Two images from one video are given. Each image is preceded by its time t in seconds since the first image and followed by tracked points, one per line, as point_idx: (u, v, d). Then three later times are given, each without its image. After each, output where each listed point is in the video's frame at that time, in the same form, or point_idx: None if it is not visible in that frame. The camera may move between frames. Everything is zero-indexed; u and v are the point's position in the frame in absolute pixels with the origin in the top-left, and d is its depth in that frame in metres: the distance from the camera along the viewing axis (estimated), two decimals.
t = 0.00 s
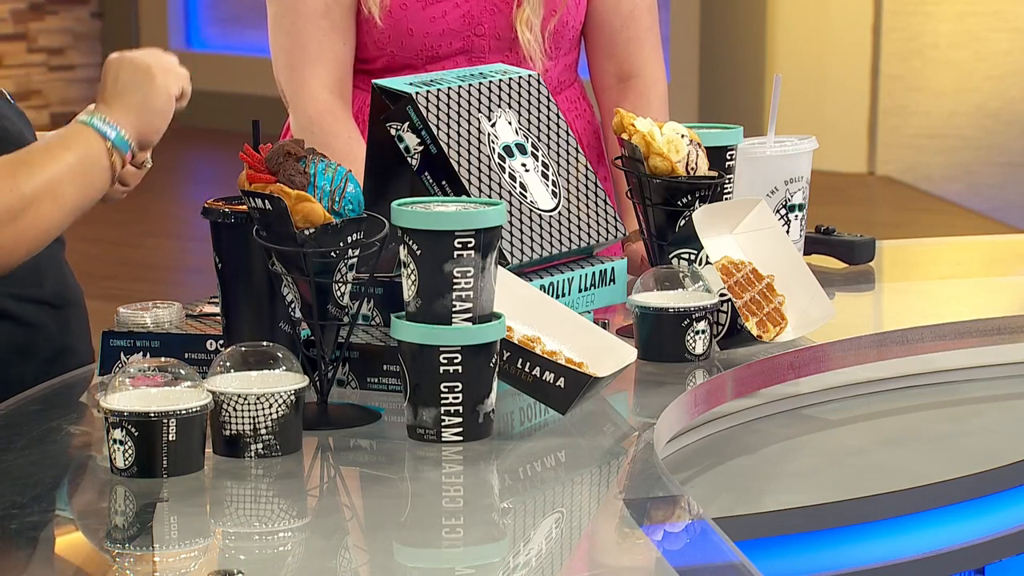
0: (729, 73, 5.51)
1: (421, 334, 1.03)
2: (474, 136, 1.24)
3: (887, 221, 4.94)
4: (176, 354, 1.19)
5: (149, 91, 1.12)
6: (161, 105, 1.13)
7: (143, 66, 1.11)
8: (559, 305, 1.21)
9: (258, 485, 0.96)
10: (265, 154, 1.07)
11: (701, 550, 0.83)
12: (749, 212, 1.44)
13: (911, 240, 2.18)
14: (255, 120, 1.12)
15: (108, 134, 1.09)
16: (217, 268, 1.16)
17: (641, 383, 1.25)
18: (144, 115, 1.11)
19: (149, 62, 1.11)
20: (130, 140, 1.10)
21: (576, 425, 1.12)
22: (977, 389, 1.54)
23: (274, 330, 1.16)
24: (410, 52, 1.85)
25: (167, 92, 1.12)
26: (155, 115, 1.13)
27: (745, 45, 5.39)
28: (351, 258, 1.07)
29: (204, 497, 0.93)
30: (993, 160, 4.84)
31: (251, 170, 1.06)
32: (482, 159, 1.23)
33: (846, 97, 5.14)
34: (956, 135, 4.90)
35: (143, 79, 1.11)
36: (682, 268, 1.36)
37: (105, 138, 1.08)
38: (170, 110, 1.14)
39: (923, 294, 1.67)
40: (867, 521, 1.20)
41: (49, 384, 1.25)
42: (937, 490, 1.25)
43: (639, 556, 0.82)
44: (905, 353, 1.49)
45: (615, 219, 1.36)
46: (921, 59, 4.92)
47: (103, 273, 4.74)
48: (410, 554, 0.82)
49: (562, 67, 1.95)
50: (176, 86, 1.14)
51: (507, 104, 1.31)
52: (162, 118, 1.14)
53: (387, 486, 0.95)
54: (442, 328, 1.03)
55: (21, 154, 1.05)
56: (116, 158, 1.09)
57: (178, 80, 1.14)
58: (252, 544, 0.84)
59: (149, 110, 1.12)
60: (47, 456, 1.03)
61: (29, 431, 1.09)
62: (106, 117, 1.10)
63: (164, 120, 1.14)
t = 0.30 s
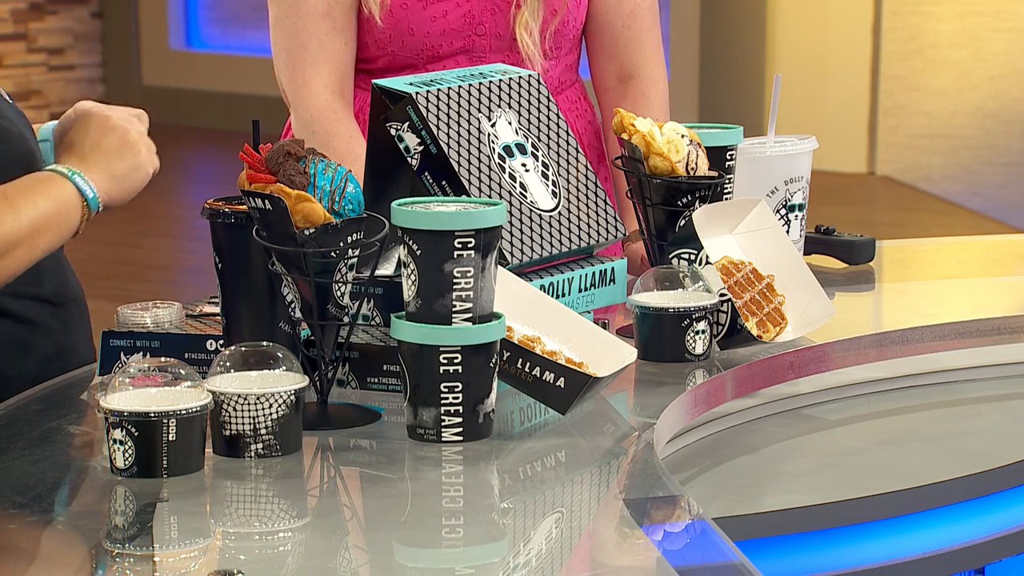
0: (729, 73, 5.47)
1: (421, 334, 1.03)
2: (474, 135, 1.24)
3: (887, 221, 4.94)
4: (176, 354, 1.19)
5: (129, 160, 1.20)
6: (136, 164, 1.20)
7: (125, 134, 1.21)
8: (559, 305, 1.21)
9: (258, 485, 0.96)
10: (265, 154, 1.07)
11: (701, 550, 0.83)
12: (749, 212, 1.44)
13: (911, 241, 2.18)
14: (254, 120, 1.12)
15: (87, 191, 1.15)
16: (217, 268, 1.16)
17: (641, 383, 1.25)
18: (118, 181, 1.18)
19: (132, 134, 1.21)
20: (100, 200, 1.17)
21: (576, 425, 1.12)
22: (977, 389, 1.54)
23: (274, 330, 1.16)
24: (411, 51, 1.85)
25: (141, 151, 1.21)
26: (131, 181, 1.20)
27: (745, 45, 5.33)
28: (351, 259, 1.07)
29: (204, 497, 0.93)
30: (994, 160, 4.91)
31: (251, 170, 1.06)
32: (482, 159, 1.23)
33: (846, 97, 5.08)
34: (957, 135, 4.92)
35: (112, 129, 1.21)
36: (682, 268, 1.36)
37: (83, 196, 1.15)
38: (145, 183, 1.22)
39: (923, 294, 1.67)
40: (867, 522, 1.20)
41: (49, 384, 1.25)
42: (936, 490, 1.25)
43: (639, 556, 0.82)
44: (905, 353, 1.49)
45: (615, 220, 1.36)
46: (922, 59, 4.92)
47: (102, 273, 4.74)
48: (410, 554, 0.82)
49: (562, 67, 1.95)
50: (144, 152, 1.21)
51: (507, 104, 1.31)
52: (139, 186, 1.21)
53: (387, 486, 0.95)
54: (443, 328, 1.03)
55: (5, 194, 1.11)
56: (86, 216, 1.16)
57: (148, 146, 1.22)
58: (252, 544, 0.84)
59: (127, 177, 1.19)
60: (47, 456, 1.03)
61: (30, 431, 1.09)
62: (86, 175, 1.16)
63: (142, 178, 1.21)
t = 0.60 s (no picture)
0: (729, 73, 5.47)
1: (421, 334, 1.03)
2: (474, 135, 1.24)
3: (887, 221, 4.94)
4: (176, 354, 1.19)
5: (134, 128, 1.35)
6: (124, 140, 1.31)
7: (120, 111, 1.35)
8: (559, 305, 1.21)
9: (258, 485, 0.96)
10: (265, 154, 1.07)
11: (701, 551, 0.83)
12: (749, 212, 1.44)
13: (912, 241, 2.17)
14: (254, 120, 1.12)
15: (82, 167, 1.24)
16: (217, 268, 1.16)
17: (641, 383, 1.25)
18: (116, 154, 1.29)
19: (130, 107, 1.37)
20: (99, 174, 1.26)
21: (576, 425, 1.12)
22: (978, 389, 1.54)
23: (274, 331, 1.16)
24: (411, 50, 1.85)
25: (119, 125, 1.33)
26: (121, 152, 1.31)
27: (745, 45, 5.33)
28: (351, 258, 1.07)
29: (204, 497, 0.93)
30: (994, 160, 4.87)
31: (251, 170, 1.06)
32: (482, 159, 1.23)
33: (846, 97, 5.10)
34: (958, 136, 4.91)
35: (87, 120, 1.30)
36: (682, 269, 1.36)
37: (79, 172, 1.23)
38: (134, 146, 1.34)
39: (923, 294, 1.67)
40: (867, 522, 1.20)
41: (49, 384, 1.25)
42: (937, 490, 1.25)
43: (639, 556, 0.82)
44: (905, 353, 1.49)
45: (615, 219, 1.36)
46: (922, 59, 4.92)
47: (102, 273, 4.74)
48: (410, 554, 0.82)
49: (562, 66, 1.95)
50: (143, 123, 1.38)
51: (507, 104, 1.31)
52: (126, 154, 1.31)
53: (387, 486, 0.95)
54: (443, 328, 1.03)
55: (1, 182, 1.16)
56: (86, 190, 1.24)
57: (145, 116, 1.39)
58: (252, 544, 0.84)
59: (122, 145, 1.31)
60: (47, 456, 1.03)
61: (30, 431, 1.09)
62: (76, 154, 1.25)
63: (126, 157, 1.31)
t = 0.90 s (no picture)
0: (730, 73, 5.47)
1: (421, 334, 1.03)
2: (474, 135, 1.24)
3: (887, 221, 4.94)
4: (176, 354, 1.19)
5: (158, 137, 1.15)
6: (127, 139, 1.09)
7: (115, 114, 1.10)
8: (559, 305, 1.21)
9: (258, 485, 0.96)
10: (265, 154, 1.07)
11: (701, 551, 0.83)
12: (749, 212, 1.44)
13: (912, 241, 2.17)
14: (254, 121, 1.12)
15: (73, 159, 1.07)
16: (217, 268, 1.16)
17: (641, 383, 1.25)
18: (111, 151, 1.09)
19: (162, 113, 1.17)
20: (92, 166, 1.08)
21: (576, 425, 1.12)
22: (977, 389, 1.54)
23: (274, 331, 1.16)
24: (411, 50, 1.85)
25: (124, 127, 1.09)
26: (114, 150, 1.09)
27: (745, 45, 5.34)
28: (351, 259, 1.07)
29: (204, 497, 0.93)
30: (994, 160, 4.87)
31: (251, 170, 1.06)
32: (482, 159, 1.23)
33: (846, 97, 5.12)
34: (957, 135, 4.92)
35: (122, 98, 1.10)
36: (682, 269, 1.36)
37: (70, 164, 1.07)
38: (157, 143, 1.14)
39: (923, 294, 1.67)
40: (867, 522, 1.20)
41: (48, 385, 1.25)
42: (936, 489, 1.25)
43: (639, 556, 0.82)
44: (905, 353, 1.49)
45: (615, 220, 1.36)
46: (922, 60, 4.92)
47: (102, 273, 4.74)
48: (410, 554, 0.82)
49: (562, 66, 1.95)
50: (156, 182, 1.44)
51: (507, 104, 1.31)
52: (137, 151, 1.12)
53: (387, 486, 0.95)
54: (443, 328, 1.03)
55: None
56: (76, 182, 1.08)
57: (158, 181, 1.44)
58: (252, 544, 0.84)
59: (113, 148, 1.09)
60: (47, 456, 1.03)
61: (29, 431, 1.09)
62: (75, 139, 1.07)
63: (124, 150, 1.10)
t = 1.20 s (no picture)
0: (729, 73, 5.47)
1: (421, 334, 1.03)
2: (474, 135, 1.24)
3: (887, 221, 4.95)
4: (176, 354, 1.19)
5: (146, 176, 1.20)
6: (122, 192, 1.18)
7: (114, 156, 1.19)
8: (559, 305, 1.21)
9: (258, 485, 0.96)
10: (265, 154, 1.07)
11: (701, 551, 0.83)
12: (749, 212, 1.44)
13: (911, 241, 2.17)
14: (254, 120, 1.12)
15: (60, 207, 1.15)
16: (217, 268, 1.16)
17: (641, 383, 1.25)
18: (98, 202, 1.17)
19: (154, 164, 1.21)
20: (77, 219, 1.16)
21: (576, 425, 1.12)
22: (977, 389, 1.54)
23: (275, 330, 1.16)
24: (412, 50, 1.85)
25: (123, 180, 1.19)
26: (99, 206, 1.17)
27: (745, 45, 5.33)
28: (351, 258, 1.07)
29: (204, 497, 0.93)
30: (994, 160, 4.87)
31: (251, 170, 1.06)
32: (482, 159, 1.23)
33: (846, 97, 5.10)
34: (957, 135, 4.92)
35: (143, 156, 1.22)
36: (682, 269, 1.36)
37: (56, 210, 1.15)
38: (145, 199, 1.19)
39: (923, 294, 1.67)
40: (867, 522, 1.20)
41: (48, 385, 1.25)
42: (936, 489, 1.25)
43: (639, 556, 0.82)
44: (905, 353, 1.49)
45: (615, 220, 1.36)
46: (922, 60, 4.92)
47: (102, 273, 4.74)
48: (410, 554, 0.82)
49: (562, 66, 1.95)
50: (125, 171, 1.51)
51: (507, 104, 1.31)
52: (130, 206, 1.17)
53: (387, 486, 0.95)
54: (443, 328, 1.03)
55: None
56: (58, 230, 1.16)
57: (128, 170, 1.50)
58: (252, 544, 0.84)
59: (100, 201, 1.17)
60: (46, 456, 1.02)
61: (29, 431, 1.09)
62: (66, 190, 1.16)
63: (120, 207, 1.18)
